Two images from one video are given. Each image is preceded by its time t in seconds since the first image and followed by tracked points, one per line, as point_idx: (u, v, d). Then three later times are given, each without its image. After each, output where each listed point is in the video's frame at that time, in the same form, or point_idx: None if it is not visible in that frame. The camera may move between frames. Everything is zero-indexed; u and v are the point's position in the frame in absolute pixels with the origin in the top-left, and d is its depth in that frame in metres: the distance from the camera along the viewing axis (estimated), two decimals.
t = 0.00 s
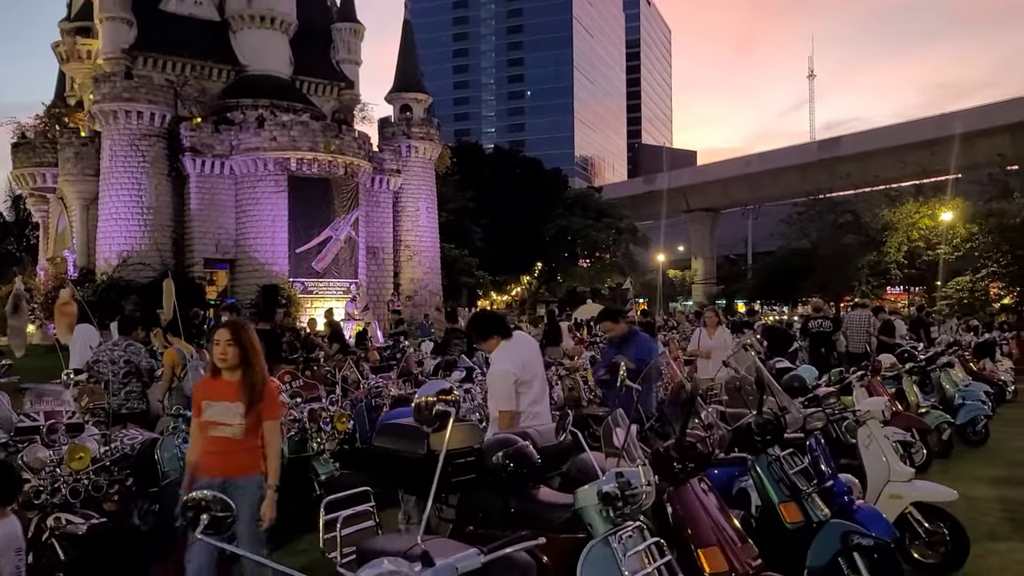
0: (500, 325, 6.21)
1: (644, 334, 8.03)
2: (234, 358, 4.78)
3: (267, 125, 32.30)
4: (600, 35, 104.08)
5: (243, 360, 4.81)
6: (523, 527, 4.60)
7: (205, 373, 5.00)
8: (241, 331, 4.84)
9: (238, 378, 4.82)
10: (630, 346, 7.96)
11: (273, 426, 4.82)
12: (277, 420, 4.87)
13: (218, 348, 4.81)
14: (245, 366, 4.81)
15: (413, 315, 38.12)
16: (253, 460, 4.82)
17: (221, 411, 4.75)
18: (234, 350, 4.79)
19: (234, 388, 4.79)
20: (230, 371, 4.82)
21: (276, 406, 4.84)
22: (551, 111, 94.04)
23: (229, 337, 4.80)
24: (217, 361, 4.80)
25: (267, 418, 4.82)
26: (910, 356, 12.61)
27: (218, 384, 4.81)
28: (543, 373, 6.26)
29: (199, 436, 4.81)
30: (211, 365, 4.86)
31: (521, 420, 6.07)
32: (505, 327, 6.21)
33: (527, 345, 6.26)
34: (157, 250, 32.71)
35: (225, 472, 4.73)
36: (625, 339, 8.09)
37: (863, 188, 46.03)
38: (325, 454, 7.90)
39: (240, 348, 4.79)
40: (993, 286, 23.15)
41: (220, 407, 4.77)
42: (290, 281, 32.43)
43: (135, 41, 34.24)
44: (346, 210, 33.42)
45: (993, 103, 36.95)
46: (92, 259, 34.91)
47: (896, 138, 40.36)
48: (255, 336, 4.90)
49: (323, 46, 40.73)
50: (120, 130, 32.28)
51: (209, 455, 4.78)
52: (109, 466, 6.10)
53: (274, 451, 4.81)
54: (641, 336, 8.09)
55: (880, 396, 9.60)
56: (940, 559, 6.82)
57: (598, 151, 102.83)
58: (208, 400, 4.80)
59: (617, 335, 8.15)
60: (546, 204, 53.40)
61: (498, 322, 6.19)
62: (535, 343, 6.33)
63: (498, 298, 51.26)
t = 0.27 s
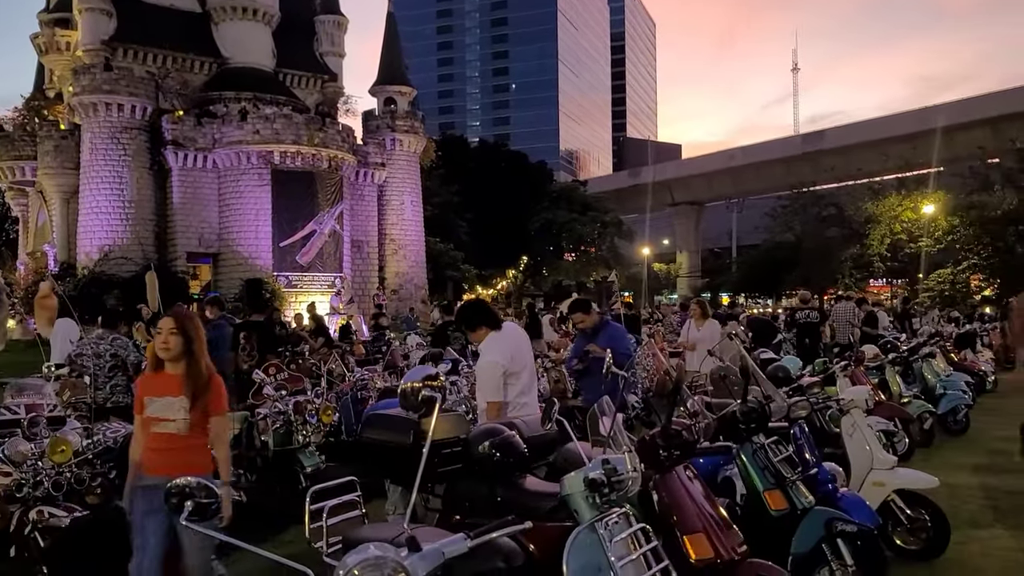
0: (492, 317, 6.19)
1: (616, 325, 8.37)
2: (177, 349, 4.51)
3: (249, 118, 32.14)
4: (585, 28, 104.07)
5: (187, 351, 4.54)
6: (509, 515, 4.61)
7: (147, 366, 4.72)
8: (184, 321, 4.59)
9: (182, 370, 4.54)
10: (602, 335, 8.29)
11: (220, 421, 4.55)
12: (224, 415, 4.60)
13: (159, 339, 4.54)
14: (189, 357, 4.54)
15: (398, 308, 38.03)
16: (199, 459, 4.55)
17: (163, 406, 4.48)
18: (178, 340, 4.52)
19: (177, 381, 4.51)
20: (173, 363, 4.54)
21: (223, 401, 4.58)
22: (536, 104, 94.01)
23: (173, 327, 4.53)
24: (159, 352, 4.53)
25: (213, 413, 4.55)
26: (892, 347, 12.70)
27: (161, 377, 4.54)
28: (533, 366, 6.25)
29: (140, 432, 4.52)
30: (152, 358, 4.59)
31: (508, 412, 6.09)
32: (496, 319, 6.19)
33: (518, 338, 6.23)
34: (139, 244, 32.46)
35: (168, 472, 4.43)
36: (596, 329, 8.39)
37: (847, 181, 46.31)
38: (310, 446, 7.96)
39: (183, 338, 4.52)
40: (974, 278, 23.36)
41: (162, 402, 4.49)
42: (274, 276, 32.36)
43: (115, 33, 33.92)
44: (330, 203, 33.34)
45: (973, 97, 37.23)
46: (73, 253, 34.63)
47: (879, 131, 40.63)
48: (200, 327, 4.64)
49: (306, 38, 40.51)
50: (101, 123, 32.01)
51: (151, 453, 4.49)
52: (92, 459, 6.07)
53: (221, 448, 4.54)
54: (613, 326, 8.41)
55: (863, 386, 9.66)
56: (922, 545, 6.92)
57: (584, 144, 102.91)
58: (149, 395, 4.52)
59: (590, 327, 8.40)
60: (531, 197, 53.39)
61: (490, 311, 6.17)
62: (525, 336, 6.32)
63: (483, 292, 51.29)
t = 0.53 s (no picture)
0: (484, 300, 6.24)
1: (592, 315, 8.42)
2: (112, 335, 4.29)
3: (229, 108, 31.89)
4: (566, 20, 104.02)
5: (125, 337, 4.31)
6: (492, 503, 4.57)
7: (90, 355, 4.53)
8: (121, 305, 4.36)
9: (119, 357, 4.32)
10: (577, 325, 8.34)
11: (161, 409, 4.31)
12: (168, 404, 4.36)
13: (96, 326, 4.33)
14: (126, 343, 4.30)
15: (379, 300, 37.90)
16: (141, 451, 4.33)
17: (100, 396, 4.28)
18: (113, 327, 4.30)
19: (114, 370, 4.30)
20: (111, 351, 4.33)
21: (163, 388, 4.33)
22: (517, 97, 93.93)
23: (107, 312, 4.32)
24: (95, 340, 4.32)
25: (154, 402, 4.31)
26: (871, 338, 12.83)
27: (100, 367, 4.32)
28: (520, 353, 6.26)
29: (82, 425, 4.34)
30: (90, 346, 4.38)
31: (488, 400, 6.06)
32: (487, 302, 6.24)
33: (505, 325, 6.25)
34: (116, 235, 32.15)
35: (109, 462, 4.24)
36: (572, 320, 8.42)
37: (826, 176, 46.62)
38: (291, 437, 7.84)
39: (118, 323, 4.29)
40: (949, 272, 23.61)
41: (100, 392, 4.29)
42: (254, 267, 32.02)
43: (91, 21, 33.45)
44: (310, 194, 33.01)
45: (951, 92, 37.56)
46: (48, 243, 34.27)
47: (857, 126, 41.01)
48: (140, 310, 4.40)
49: (286, 27, 40.18)
50: (76, 112, 31.60)
51: (94, 445, 4.31)
52: (67, 449, 6.26)
53: (164, 438, 4.31)
54: (589, 316, 8.46)
55: (841, 375, 9.75)
56: (899, 532, 7.00)
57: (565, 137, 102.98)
58: (88, 386, 4.33)
59: (564, 318, 8.44)
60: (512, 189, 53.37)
61: (482, 292, 6.23)
62: (515, 323, 6.35)
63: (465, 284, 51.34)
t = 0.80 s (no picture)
0: (463, 285, 6.24)
1: (565, 304, 8.42)
2: (37, 323, 4.18)
3: (200, 96, 31.52)
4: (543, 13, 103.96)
5: (50, 324, 4.19)
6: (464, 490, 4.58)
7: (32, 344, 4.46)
8: (50, 293, 4.26)
9: (46, 345, 4.21)
10: (550, 315, 8.34)
11: (84, 401, 4.15)
12: (93, 396, 4.20)
13: (25, 314, 4.23)
14: (51, 330, 4.18)
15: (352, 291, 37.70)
16: (66, 444, 4.22)
17: (26, 386, 4.21)
18: (39, 314, 4.20)
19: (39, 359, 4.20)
20: (38, 340, 4.24)
21: (86, 378, 4.17)
22: (493, 89, 93.77)
23: (32, 299, 4.22)
24: (23, 328, 4.23)
25: (78, 393, 4.17)
26: (841, 330, 12.99)
27: (27, 355, 4.24)
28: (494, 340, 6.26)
29: (13, 417, 4.27)
30: (21, 336, 4.30)
31: (457, 385, 6.07)
32: (465, 288, 6.24)
33: (480, 311, 6.26)
34: (84, 224, 31.62)
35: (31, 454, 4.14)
36: (546, 309, 8.43)
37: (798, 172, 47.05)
38: (263, 425, 7.78)
39: (40, 310, 4.19)
40: (918, 268, 23.85)
41: (28, 381, 4.23)
42: (225, 257, 31.80)
43: (58, 6, 32.53)
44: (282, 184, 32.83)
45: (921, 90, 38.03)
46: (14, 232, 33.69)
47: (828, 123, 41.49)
48: (68, 296, 4.29)
49: (259, 17, 39.51)
50: (42, 98, 31.06)
51: (24, 436, 4.23)
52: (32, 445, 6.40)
53: (85, 432, 4.15)
54: (562, 305, 8.47)
55: (812, 365, 9.87)
56: (868, 519, 7.06)
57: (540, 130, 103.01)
58: (21, 375, 4.27)
59: (537, 307, 8.46)
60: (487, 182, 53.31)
61: (461, 276, 6.23)
62: (491, 310, 6.36)
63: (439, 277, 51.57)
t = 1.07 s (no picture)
0: (431, 251, 6.23)
1: (541, 274, 8.37)
2: None
3: (168, 61, 31.05)
4: None
5: None
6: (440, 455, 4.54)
7: None
8: None
9: None
10: (526, 283, 8.30)
11: None
12: None
13: None
14: None
15: (323, 261, 37.35)
16: None
17: None
18: None
19: None
20: None
21: None
22: (466, 59, 92.90)
23: None
24: None
25: None
26: (811, 304, 13.09)
27: None
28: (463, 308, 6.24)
29: None
30: None
31: (423, 352, 6.06)
32: (434, 256, 6.22)
33: (449, 278, 6.22)
34: (47, 189, 30.81)
35: None
36: (520, 278, 8.39)
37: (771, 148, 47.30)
38: (234, 392, 7.71)
39: None
40: (886, 244, 24.19)
41: None
42: (194, 226, 31.52)
43: None
44: (253, 153, 32.60)
45: (892, 67, 38.35)
46: None
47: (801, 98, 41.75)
48: None
49: None
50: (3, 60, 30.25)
51: None
52: None
53: None
54: (537, 275, 8.42)
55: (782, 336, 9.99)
56: (834, 487, 7.20)
57: (514, 101, 102.37)
58: None
59: (513, 276, 8.42)
60: (460, 153, 52.94)
61: (431, 242, 6.21)
62: (462, 278, 6.34)
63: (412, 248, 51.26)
